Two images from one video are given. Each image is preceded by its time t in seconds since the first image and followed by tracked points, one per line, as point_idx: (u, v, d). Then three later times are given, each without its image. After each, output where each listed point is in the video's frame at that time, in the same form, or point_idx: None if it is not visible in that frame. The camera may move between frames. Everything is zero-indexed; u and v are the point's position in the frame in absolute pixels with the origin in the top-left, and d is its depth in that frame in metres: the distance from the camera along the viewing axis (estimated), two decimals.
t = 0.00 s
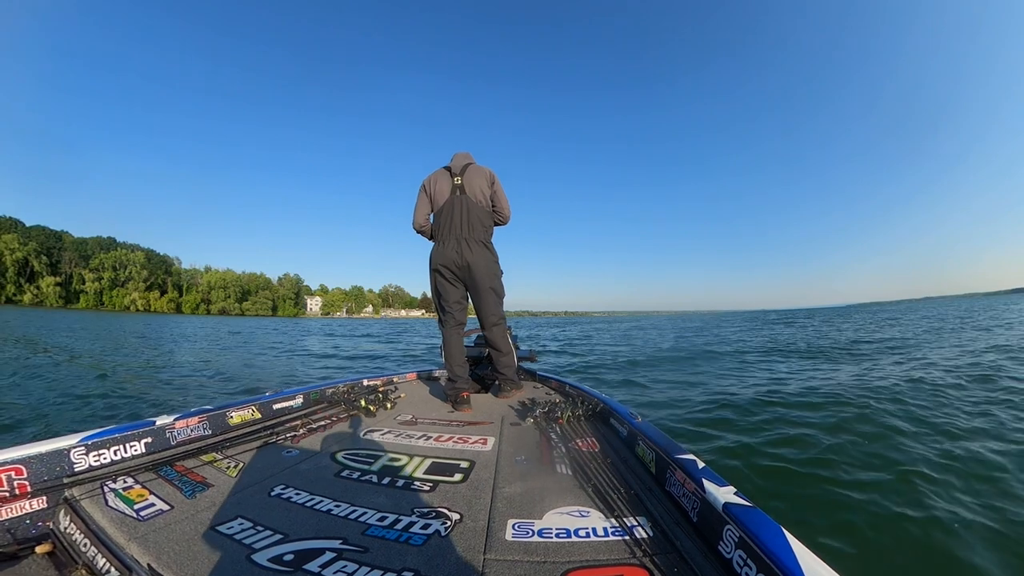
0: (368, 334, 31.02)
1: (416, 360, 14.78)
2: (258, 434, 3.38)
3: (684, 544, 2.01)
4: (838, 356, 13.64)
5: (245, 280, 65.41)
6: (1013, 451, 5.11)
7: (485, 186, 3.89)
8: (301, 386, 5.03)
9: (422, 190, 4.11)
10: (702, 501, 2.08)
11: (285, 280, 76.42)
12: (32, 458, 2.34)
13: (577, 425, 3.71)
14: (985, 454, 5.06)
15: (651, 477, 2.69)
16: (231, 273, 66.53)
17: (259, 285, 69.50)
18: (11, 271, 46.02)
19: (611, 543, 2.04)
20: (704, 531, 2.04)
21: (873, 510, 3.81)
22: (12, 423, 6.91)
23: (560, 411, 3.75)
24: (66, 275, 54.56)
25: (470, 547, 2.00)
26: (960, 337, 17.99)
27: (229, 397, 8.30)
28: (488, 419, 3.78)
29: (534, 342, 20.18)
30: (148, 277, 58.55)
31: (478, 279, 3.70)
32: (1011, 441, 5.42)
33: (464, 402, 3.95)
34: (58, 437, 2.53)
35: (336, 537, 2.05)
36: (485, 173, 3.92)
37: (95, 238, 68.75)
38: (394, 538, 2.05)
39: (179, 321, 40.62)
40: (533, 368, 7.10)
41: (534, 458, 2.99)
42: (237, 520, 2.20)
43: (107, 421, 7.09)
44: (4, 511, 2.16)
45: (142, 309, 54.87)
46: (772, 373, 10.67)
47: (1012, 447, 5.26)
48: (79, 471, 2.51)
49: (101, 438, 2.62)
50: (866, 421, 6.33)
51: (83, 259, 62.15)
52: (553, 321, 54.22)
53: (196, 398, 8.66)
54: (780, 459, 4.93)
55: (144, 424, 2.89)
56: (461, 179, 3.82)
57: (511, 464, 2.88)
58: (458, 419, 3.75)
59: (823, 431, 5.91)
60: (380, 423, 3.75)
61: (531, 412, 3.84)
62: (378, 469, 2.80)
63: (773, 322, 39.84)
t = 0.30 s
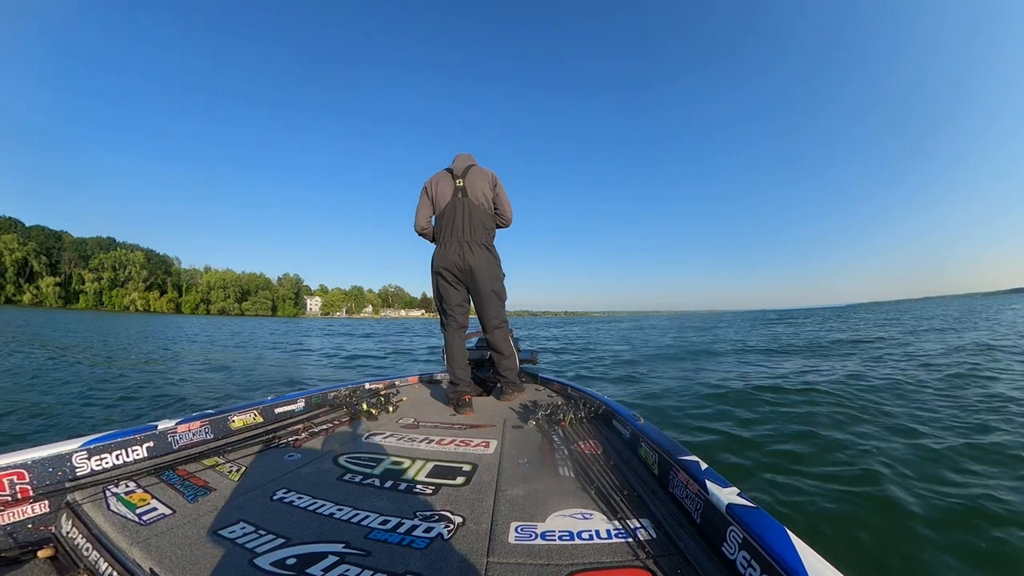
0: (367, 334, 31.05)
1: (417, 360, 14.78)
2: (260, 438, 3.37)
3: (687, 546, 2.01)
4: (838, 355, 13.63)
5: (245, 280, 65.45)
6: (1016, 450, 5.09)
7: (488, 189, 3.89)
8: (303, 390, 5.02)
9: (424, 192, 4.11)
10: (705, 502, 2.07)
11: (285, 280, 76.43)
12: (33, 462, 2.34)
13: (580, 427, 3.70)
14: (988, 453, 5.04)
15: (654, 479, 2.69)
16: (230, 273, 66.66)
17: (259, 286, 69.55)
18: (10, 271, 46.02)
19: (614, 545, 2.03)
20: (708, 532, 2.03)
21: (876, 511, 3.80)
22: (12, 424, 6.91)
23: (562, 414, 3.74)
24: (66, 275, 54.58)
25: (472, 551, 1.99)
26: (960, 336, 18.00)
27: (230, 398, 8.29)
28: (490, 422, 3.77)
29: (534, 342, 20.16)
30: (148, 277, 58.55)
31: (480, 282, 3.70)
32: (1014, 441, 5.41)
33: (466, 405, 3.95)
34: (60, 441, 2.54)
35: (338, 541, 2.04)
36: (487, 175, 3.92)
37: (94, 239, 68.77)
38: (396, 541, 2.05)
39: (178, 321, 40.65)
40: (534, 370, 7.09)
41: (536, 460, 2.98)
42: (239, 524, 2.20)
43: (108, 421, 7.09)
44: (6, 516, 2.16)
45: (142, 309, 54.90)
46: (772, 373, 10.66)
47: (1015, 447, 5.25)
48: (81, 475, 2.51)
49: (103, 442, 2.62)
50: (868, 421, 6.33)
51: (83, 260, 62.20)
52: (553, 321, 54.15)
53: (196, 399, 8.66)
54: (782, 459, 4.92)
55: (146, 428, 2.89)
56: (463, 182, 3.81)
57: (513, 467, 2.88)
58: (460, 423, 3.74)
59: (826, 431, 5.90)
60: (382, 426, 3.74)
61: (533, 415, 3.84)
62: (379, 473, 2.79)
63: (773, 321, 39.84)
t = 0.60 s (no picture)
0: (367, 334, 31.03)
1: (417, 360, 14.75)
2: (261, 437, 3.37)
3: (687, 547, 2.01)
4: (837, 355, 13.64)
5: (245, 280, 65.45)
6: (1016, 451, 5.10)
7: (488, 188, 3.89)
8: (303, 389, 5.02)
9: (425, 192, 4.11)
10: (706, 503, 2.07)
11: (285, 280, 76.46)
12: (35, 460, 2.34)
13: (580, 428, 3.70)
14: (988, 454, 5.05)
15: (654, 479, 2.69)
16: (230, 273, 66.66)
17: (259, 286, 69.62)
18: (10, 271, 46.02)
19: (615, 546, 2.03)
20: (708, 533, 2.03)
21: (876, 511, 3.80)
22: (12, 423, 6.90)
23: (563, 414, 3.74)
24: (66, 275, 54.57)
25: (472, 551, 1.99)
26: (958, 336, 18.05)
27: (230, 398, 8.29)
28: (490, 422, 3.77)
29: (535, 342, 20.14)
30: (148, 277, 58.55)
31: (481, 283, 3.70)
32: (1013, 441, 5.41)
33: (467, 405, 3.95)
34: (61, 439, 2.54)
35: (338, 540, 2.04)
36: (487, 175, 3.92)
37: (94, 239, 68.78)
38: (396, 541, 2.05)
39: (177, 321, 40.64)
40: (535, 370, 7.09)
41: (536, 461, 2.99)
42: (240, 523, 2.20)
43: (108, 421, 7.09)
44: (7, 513, 2.16)
45: (142, 309, 54.88)
46: (771, 373, 10.66)
47: (1015, 447, 5.25)
48: (82, 473, 2.52)
49: (104, 440, 2.63)
50: (868, 421, 6.32)
51: (83, 260, 62.31)
52: (553, 321, 54.12)
53: (196, 399, 8.65)
54: (782, 461, 4.91)
55: (147, 426, 2.89)
56: (464, 181, 3.82)
57: (514, 467, 2.88)
58: (461, 423, 3.74)
59: (827, 432, 5.89)
60: (383, 426, 3.74)
61: (534, 415, 3.84)
62: (380, 472, 2.79)
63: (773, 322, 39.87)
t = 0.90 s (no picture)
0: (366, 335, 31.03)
1: (416, 360, 14.70)
2: (261, 432, 3.38)
3: (685, 547, 2.01)
4: (836, 356, 13.65)
5: (244, 280, 65.42)
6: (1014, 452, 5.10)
7: (488, 186, 3.89)
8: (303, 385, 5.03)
9: (425, 189, 4.11)
10: (703, 504, 2.08)
11: (285, 280, 76.44)
12: (34, 452, 2.34)
13: (580, 427, 3.71)
14: (985, 455, 5.05)
15: (653, 480, 2.69)
16: (230, 272, 66.67)
17: (259, 285, 69.69)
18: (10, 271, 46.03)
19: (612, 545, 2.03)
20: (705, 534, 2.04)
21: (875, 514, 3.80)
22: (11, 423, 6.89)
23: (562, 413, 3.75)
24: (66, 274, 54.62)
25: (469, 548, 1.99)
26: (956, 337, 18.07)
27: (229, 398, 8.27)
28: (490, 420, 3.77)
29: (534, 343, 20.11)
30: (148, 276, 58.55)
31: (481, 280, 3.70)
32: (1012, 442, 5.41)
33: (467, 402, 3.95)
34: (62, 432, 2.55)
35: (336, 535, 2.05)
36: (488, 173, 3.92)
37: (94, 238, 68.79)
38: (395, 537, 2.05)
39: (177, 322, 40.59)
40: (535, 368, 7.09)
41: (535, 459, 2.99)
42: (239, 517, 2.20)
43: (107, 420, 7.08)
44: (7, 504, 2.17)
45: (142, 309, 54.86)
46: (770, 373, 10.67)
47: (1013, 449, 5.26)
48: (82, 466, 2.52)
49: (104, 433, 2.63)
50: (867, 422, 6.33)
51: (83, 259, 62.30)
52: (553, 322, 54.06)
53: (195, 398, 8.64)
54: (782, 463, 4.90)
55: (147, 420, 2.89)
56: (465, 179, 3.82)
57: (513, 465, 2.89)
58: (461, 420, 3.75)
59: (825, 433, 5.91)
60: (382, 422, 3.75)
61: (533, 414, 3.85)
62: (379, 468, 2.80)
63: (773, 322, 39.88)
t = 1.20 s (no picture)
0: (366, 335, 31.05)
1: (416, 360, 14.66)
2: (261, 427, 3.39)
3: (683, 547, 2.01)
4: (835, 356, 13.67)
5: (244, 279, 65.42)
6: (1014, 453, 5.09)
7: (489, 184, 3.90)
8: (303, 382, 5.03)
9: (426, 186, 4.12)
10: (702, 504, 2.08)
11: (286, 279, 76.37)
12: (35, 446, 2.35)
13: (579, 425, 3.71)
14: (985, 456, 5.04)
15: (652, 479, 2.69)
16: (230, 272, 66.63)
17: (259, 284, 69.79)
18: (9, 270, 46.02)
19: (610, 543, 2.04)
20: (704, 534, 2.04)
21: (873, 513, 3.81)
22: (11, 422, 6.89)
23: (562, 411, 3.76)
24: (66, 274, 54.65)
25: (468, 545, 2.00)
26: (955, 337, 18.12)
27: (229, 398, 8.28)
28: (490, 416, 3.78)
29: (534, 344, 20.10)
30: (148, 276, 58.53)
31: (481, 277, 3.70)
32: (1010, 442, 5.43)
33: (467, 399, 3.95)
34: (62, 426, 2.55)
35: (335, 531, 2.05)
36: (489, 170, 3.92)
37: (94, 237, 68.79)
38: (393, 533, 2.06)
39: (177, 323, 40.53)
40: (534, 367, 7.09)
41: (534, 456, 3.00)
42: (238, 511, 2.21)
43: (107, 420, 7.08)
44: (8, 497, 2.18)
45: (142, 308, 54.84)
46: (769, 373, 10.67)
47: (1012, 449, 5.26)
48: (82, 460, 2.53)
49: (104, 427, 2.64)
50: (866, 422, 6.33)
51: (83, 258, 62.25)
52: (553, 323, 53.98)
53: (195, 398, 8.63)
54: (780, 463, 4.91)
55: (147, 414, 2.90)
56: (465, 176, 3.83)
57: (512, 462, 2.89)
58: (460, 417, 3.75)
59: (825, 432, 5.91)
60: (382, 418, 3.75)
61: (533, 411, 3.85)
62: (378, 464, 2.81)
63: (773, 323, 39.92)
